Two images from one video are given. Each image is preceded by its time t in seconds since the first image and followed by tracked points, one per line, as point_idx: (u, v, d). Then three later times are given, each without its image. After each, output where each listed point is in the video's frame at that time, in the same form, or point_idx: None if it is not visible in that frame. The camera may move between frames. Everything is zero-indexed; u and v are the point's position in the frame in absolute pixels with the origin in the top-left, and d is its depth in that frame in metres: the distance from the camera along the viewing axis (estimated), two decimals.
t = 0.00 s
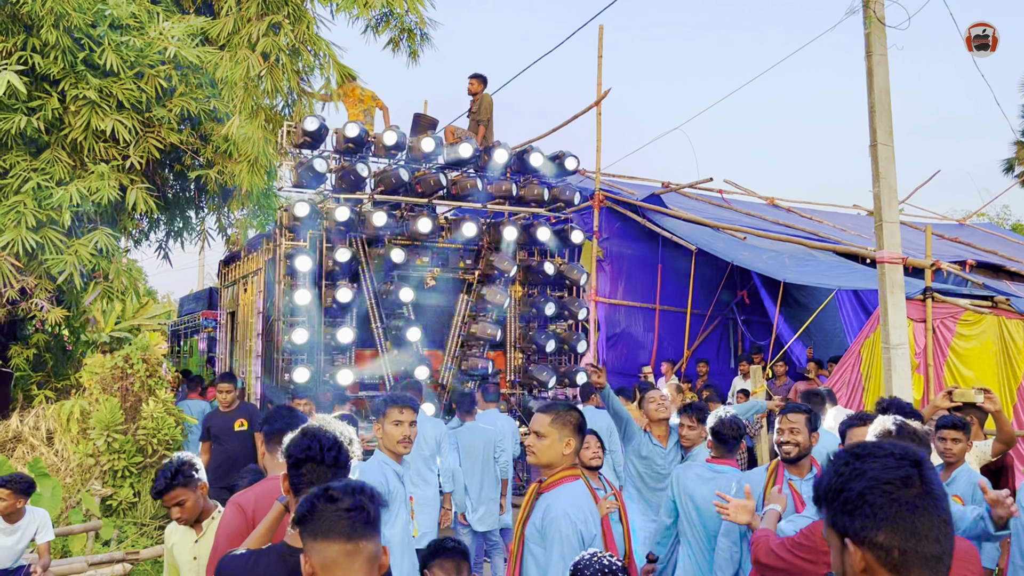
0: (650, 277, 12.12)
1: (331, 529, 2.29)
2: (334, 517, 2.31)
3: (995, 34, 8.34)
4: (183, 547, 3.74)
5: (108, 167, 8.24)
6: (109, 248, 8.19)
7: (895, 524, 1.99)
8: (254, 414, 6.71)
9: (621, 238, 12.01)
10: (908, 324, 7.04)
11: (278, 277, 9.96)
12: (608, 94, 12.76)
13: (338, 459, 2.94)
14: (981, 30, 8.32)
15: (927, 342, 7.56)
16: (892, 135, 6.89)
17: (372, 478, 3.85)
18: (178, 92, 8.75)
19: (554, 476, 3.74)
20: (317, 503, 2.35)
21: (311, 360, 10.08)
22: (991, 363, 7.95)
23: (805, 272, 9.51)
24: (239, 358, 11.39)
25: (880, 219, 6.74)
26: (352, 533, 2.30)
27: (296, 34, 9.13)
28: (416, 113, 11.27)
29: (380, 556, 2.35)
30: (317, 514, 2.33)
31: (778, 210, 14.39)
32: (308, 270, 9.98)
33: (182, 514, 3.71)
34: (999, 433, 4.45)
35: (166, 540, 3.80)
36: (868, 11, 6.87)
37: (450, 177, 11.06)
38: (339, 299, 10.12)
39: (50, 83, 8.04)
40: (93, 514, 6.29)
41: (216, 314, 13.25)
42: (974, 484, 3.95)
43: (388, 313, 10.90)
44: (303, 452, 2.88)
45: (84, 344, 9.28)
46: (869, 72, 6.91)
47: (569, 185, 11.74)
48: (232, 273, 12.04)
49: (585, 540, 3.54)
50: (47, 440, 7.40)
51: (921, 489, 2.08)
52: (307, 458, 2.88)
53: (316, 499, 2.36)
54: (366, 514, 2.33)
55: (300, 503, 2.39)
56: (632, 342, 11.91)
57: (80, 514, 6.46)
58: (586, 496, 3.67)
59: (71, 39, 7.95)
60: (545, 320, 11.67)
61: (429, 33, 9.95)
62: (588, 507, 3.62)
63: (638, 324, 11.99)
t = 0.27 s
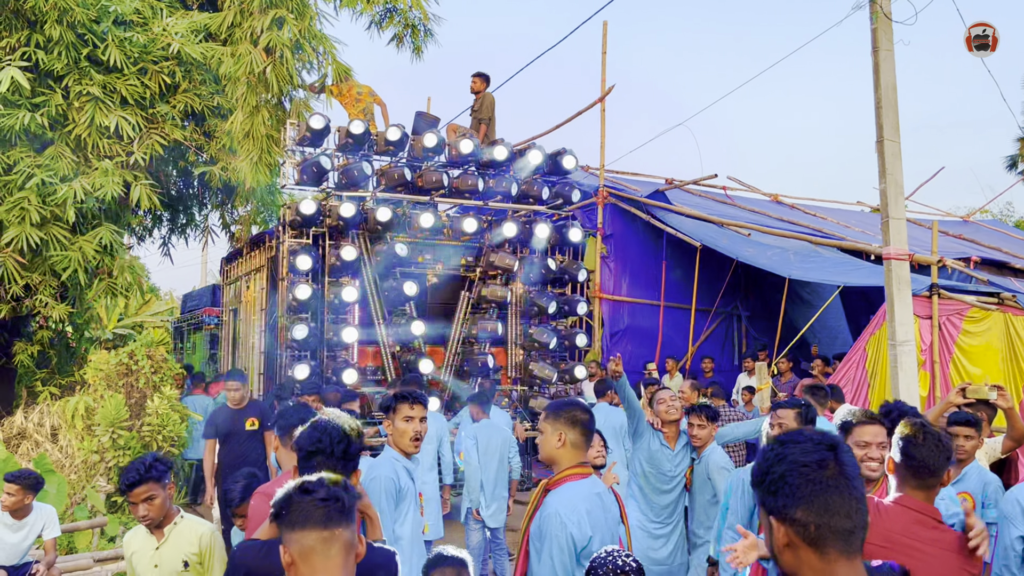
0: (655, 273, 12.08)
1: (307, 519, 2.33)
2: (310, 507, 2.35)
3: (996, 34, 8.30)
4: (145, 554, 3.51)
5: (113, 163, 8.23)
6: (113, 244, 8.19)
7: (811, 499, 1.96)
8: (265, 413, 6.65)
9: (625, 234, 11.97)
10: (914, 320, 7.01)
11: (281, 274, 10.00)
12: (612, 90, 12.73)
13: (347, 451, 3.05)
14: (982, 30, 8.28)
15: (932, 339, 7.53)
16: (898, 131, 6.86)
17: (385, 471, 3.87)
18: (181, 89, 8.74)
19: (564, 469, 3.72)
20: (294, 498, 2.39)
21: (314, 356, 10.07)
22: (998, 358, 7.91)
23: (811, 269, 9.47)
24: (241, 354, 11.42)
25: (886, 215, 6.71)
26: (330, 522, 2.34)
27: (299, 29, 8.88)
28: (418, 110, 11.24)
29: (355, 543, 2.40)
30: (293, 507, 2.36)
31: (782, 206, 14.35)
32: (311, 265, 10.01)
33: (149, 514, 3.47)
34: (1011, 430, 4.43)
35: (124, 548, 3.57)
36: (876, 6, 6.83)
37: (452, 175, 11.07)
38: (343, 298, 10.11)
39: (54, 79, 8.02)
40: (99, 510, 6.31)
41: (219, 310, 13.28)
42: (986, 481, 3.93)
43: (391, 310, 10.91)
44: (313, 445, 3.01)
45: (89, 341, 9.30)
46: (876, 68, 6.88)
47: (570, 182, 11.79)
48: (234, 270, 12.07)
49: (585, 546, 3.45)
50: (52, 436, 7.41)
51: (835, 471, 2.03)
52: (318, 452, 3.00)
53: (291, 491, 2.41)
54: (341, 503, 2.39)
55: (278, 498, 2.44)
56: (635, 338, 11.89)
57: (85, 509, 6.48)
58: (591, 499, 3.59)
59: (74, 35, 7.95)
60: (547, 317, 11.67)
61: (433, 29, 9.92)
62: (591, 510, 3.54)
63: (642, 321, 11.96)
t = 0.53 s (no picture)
0: (658, 268, 12.08)
1: (314, 507, 2.32)
2: (316, 496, 2.34)
3: (996, 34, 8.28)
4: (145, 553, 3.49)
5: (116, 157, 8.23)
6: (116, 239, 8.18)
7: (730, 476, 2.17)
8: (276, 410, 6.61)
9: (628, 228, 11.96)
10: (920, 314, 6.98)
11: (284, 270, 10.00)
12: (614, 84, 12.70)
13: (363, 441, 3.07)
14: (981, 30, 8.25)
15: (938, 333, 7.51)
16: (904, 125, 6.84)
17: (397, 467, 3.87)
18: (184, 83, 8.74)
19: (558, 448, 3.71)
20: (301, 487, 2.37)
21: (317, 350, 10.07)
22: (1003, 352, 7.89)
23: (815, 263, 9.45)
24: (244, 349, 11.43)
25: (892, 209, 6.69)
26: (338, 509, 2.34)
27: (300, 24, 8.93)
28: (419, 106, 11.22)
29: (358, 531, 2.40)
30: (300, 496, 2.35)
31: (785, 201, 14.33)
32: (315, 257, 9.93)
33: (145, 510, 3.46)
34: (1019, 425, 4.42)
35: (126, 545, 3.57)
36: None
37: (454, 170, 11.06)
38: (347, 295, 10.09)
39: (57, 73, 8.02)
40: (104, 504, 6.32)
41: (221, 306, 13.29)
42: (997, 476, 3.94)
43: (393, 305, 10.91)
44: (327, 435, 3.06)
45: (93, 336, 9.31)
46: (882, 61, 6.86)
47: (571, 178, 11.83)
48: (236, 266, 12.09)
49: (546, 537, 3.51)
50: (56, 431, 7.42)
51: (752, 451, 2.24)
52: (333, 442, 3.04)
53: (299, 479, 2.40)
54: (346, 492, 2.38)
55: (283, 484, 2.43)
56: (638, 333, 11.89)
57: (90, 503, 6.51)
58: (561, 490, 3.57)
59: (77, 29, 7.95)
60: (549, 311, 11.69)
61: (435, 23, 9.90)
62: (554, 502, 3.54)
63: (645, 315, 11.95)
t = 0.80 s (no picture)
0: (660, 259, 12.08)
1: (331, 481, 2.45)
2: (332, 469, 2.47)
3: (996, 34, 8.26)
4: (171, 535, 3.50)
5: (118, 148, 8.22)
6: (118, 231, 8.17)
7: (694, 444, 2.33)
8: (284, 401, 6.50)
9: (631, 219, 11.94)
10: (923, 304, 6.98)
11: (286, 262, 9.99)
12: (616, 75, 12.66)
13: (378, 426, 3.23)
14: (981, 30, 8.25)
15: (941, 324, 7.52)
16: (908, 115, 6.83)
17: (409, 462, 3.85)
18: (185, 74, 8.72)
19: (540, 435, 3.76)
20: (318, 459, 2.50)
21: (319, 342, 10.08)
22: (1006, 342, 7.91)
23: (817, 254, 9.45)
24: (245, 342, 11.45)
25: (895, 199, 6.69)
26: (352, 482, 2.47)
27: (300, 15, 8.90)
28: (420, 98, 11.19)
29: (371, 501, 2.53)
30: (317, 467, 2.48)
31: (787, 192, 14.32)
32: (317, 249, 9.92)
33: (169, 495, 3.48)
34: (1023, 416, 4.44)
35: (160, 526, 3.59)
36: None
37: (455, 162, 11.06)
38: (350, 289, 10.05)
39: (58, 64, 8.00)
40: (109, 495, 6.36)
41: (222, 297, 13.29)
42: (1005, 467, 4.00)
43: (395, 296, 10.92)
44: (346, 420, 3.20)
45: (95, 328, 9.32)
46: (885, 51, 6.84)
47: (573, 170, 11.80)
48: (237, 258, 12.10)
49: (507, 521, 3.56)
50: (60, 422, 7.44)
51: (714, 421, 2.40)
52: (351, 427, 3.18)
53: (316, 453, 2.53)
54: (360, 466, 2.51)
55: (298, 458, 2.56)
56: (641, 325, 11.87)
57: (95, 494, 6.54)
58: (527, 473, 3.60)
59: (77, 19, 7.95)
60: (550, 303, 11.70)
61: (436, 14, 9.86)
62: (519, 485, 3.59)
63: (648, 307, 11.95)
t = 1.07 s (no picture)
0: (661, 249, 12.05)
1: (321, 464, 2.45)
2: (323, 452, 2.46)
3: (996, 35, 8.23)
4: (176, 523, 3.47)
5: (115, 138, 8.17)
6: (117, 221, 8.13)
7: (704, 427, 2.33)
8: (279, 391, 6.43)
9: (630, 209, 11.90)
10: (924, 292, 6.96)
11: (284, 252, 9.96)
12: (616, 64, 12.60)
13: (381, 411, 3.22)
14: (981, 31, 8.22)
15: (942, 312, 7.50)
16: (910, 103, 6.79)
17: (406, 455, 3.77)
18: (182, 63, 8.66)
19: (533, 425, 3.71)
20: (309, 442, 2.49)
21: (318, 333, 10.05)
22: (1006, 332, 7.91)
23: (818, 243, 9.42)
24: (243, 333, 11.41)
25: (897, 188, 6.66)
26: (343, 465, 2.47)
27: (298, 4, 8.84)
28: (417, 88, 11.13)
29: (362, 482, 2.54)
30: (308, 450, 2.48)
31: (787, 181, 14.29)
32: (314, 240, 9.88)
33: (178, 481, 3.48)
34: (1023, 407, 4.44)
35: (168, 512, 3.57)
36: None
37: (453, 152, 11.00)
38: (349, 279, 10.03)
39: (55, 54, 7.95)
40: (108, 486, 6.34)
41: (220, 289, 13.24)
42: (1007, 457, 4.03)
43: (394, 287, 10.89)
44: (348, 406, 3.19)
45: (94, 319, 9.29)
46: (888, 39, 6.80)
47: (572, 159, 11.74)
48: (234, 249, 12.06)
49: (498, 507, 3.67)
50: (58, 413, 7.41)
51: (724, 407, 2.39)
52: (354, 412, 3.18)
53: (307, 436, 2.51)
54: (351, 448, 2.50)
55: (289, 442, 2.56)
56: (641, 315, 11.84)
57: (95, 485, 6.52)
58: (517, 464, 3.65)
59: (74, 9, 7.88)
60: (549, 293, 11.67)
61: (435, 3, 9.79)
62: (506, 475, 3.65)
63: (648, 297, 11.93)
